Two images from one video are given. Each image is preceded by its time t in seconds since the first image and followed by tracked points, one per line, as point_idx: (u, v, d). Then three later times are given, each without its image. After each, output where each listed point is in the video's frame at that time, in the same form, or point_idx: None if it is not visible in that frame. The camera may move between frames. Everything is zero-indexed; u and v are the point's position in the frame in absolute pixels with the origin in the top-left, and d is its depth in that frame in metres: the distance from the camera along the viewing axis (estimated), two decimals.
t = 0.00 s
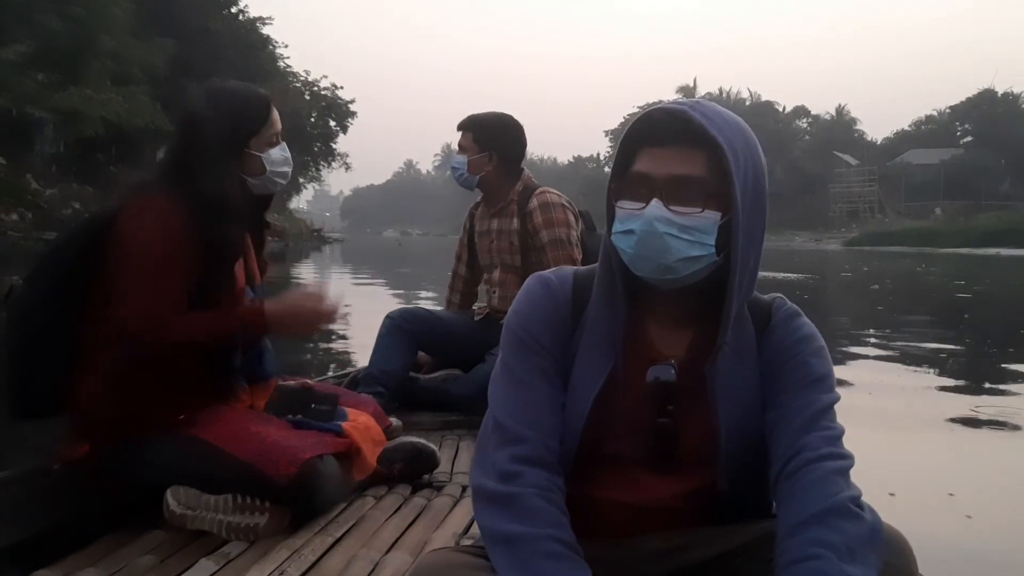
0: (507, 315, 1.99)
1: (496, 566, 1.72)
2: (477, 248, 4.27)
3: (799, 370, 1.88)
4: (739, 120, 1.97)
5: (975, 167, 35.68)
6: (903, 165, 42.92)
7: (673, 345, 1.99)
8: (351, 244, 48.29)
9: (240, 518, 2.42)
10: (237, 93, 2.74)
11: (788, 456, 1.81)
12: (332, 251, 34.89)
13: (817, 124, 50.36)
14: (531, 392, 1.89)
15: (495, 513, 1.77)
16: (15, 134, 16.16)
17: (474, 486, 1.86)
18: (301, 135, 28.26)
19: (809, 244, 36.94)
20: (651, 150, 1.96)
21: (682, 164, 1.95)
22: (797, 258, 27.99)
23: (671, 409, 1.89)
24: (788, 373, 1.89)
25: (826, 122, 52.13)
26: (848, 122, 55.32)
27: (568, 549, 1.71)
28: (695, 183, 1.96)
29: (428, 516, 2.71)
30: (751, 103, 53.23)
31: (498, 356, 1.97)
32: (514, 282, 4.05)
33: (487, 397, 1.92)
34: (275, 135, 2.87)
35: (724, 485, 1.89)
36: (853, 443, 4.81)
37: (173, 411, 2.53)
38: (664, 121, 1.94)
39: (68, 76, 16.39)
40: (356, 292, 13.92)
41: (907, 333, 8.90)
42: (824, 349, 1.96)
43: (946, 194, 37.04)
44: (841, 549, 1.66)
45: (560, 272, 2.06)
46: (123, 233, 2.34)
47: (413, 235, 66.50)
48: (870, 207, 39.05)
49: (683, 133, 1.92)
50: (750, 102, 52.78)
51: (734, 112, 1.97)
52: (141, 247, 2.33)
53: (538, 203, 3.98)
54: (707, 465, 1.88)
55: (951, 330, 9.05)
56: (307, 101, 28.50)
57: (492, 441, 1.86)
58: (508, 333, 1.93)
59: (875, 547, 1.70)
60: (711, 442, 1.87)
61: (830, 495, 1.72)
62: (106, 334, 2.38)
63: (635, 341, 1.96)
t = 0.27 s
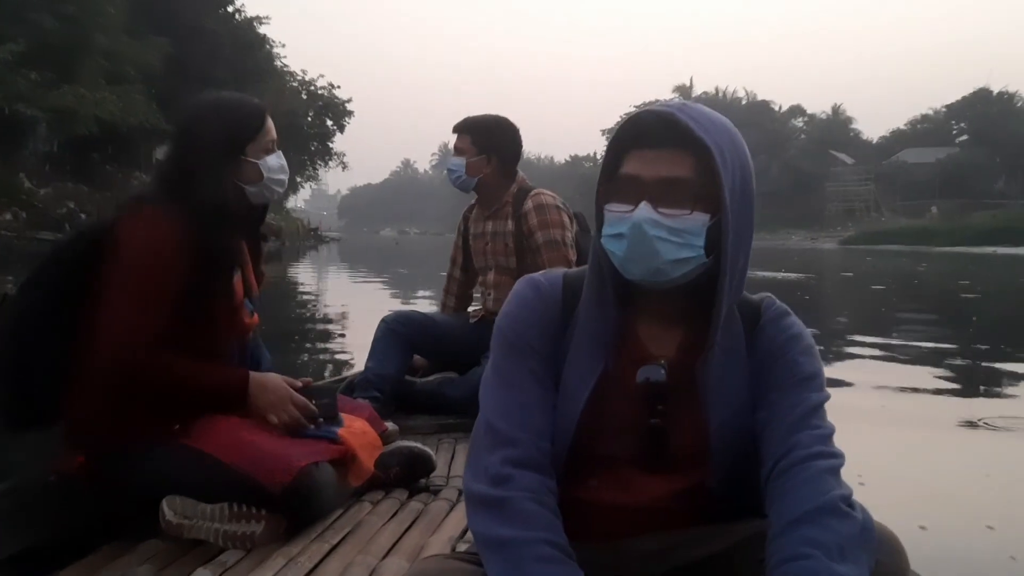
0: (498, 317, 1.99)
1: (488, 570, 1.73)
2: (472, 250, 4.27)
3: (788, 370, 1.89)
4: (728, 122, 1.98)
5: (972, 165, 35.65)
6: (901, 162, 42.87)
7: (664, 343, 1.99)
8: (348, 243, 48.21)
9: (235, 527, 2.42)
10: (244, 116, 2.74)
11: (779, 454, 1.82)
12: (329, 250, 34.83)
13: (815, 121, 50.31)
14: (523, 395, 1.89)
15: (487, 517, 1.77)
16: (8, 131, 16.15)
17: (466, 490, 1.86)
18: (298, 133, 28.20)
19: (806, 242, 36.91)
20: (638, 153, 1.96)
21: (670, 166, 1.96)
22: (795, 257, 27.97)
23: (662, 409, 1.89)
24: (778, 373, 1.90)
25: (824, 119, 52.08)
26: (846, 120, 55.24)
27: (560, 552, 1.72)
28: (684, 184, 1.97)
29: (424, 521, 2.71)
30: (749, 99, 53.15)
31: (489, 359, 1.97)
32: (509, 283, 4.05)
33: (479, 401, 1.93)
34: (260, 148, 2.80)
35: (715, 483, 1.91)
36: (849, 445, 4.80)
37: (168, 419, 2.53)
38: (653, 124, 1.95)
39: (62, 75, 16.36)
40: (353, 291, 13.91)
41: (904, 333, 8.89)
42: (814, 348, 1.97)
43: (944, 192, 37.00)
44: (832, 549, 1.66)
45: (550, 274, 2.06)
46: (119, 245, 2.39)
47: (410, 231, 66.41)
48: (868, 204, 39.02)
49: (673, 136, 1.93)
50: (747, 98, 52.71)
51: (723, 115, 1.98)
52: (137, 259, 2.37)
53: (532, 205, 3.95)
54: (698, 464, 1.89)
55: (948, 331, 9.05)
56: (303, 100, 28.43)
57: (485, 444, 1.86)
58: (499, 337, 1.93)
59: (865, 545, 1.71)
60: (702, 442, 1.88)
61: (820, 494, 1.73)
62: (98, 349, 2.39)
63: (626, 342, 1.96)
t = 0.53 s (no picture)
0: (491, 322, 1.98)
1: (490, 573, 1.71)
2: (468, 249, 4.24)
3: (782, 365, 1.88)
4: (713, 119, 1.97)
5: (972, 163, 35.56)
6: (901, 159, 42.80)
7: (658, 342, 1.98)
8: (346, 242, 48.19)
9: (239, 532, 2.39)
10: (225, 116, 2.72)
11: (777, 451, 1.81)
12: (327, 250, 34.81)
13: (814, 118, 50.23)
14: (518, 398, 1.88)
15: (486, 521, 1.76)
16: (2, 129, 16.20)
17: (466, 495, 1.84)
18: (295, 131, 28.13)
19: (806, 240, 36.86)
20: (622, 154, 1.96)
21: (654, 165, 1.94)
22: (796, 255, 27.91)
23: (658, 407, 1.88)
24: (772, 369, 1.89)
25: (823, 116, 52.01)
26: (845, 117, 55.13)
27: (561, 552, 1.70)
28: (668, 183, 1.96)
29: (427, 523, 2.68)
30: (748, 96, 53.06)
31: (483, 364, 1.97)
32: (506, 282, 4.03)
33: (475, 406, 1.92)
34: (236, 150, 2.74)
35: (712, 482, 1.89)
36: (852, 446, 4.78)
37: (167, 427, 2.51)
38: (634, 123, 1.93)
39: (56, 72, 16.38)
40: (353, 290, 13.88)
41: (907, 333, 8.86)
42: (808, 342, 1.96)
43: (944, 190, 36.91)
44: (832, 544, 1.65)
45: (541, 277, 2.06)
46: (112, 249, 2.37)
47: (408, 228, 66.33)
48: (867, 201, 38.97)
49: (655, 134, 1.92)
50: (746, 95, 52.63)
51: (708, 112, 1.97)
52: (125, 260, 2.36)
53: (528, 204, 3.93)
54: (696, 463, 1.87)
55: (953, 329, 9.01)
56: (301, 98, 28.36)
57: (482, 447, 1.85)
58: (492, 341, 1.92)
59: (867, 539, 1.69)
60: (698, 441, 1.86)
61: (818, 489, 1.72)
62: (93, 354, 2.37)
63: (619, 342, 1.95)
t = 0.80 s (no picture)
0: (488, 319, 1.99)
1: (492, 569, 1.70)
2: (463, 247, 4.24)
3: (780, 358, 1.86)
4: (704, 110, 1.96)
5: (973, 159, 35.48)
6: (901, 155, 42.73)
7: (654, 337, 1.97)
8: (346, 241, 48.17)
9: (237, 527, 2.39)
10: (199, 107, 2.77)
11: (774, 445, 1.80)
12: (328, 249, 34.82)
13: (814, 115, 50.16)
14: (515, 395, 1.88)
15: (487, 517, 1.75)
16: None
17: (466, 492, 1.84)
18: (294, 129, 28.14)
19: (807, 236, 36.78)
20: (613, 147, 1.97)
21: (645, 157, 1.95)
22: (797, 252, 27.85)
23: (655, 403, 1.87)
24: (770, 362, 1.87)
25: (824, 113, 51.95)
26: (846, 114, 55.04)
27: (561, 547, 1.70)
28: (657, 174, 1.97)
29: (425, 518, 2.68)
30: (748, 93, 52.99)
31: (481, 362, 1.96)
32: (501, 279, 4.02)
33: (474, 403, 1.91)
34: (198, 136, 2.73)
35: (712, 477, 1.88)
36: (850, 441, 4.76)
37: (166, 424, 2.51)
38: (622, 117, 1.93)
39: (52, 71, 16.38)
40: (353, 288, 13.86)
41: (906, 329, 8.85)
42: (806, 335, 1.94)
43: (945, 186, 36.83)
44: (828, 538, 1.64)
45: (537, 274, 2.06)
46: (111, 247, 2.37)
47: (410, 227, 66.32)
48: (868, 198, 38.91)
49: (643, 126, 1.92)
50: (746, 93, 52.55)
51: (698, 104, 1.97)
52: (119, 255, 2.37)
53: (521, 202, 3.96)
54: (694, 458, 1.86)
55: (951, 325, 8.99)
56: (299, 96, 28.36)
57: (480, 444, 1.84)
58: (489, 338, 1.93)
59: (867, 533, 1.68)
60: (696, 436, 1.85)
61: (815, 484, 1.70)
62: (92, 352, 2.38)
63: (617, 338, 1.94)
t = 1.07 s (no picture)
0: (488, 315, 1.98)
1: (488, 563, 1.71)
2: (460, 243, 4.26)
3: (779, 358, 1.86)
4: (707, 108, 1.96)
5: (976, 155, 35.31)
6: (904, 151, 42.55)
7: (654, 335, 1.97)
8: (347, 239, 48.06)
9: (228, 520, 2.40)
10: (189, 99, 2.77)
11: (771, 444, 1.80)
12: (328, 247, 34.78)
13: (816, 112, 50.03)
14: (514, 391, 1.88)
15: (485, 510, 1.76)
16: None
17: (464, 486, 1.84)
18: (294, 127, 28.15)
19: (809, 233, 36.64)
20: (618, 145, 1.95)
21: (650, 155, 1.94)
22: (797, 248, 27.75)
23: (654, 400, 1.87)
24: (770, 362, 1.87)
25: (826, 109, 51.79)
26: (849, 110, 54.87)
27: (557, 542, 1.71)
28: (660, 172, 1.95)
29: (419, 513, 2.69)
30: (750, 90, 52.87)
31: (481, 357, 1.96)
32: (496, 276, 4.03)
33: (473, 397, 1.91)
34: (192, 127, 2.74)
35: (709, 475, 1.88)
36: (842, 436, 4.76)
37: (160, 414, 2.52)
38: (627, 114, 1.92)
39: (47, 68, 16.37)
40: (352, 286, 13.85)
41: (902, 325, 8.83)
42: (805, 335, 1.94)
43: (948, 181, 36.65)
44: (825, 535, 1.65)
45: (539, 268, 2.06)
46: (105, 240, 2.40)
47: (412, 226, 66.31)
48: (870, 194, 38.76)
49: (647, 124, 1.91)
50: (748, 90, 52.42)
51: (703, 102, 1.96)
52: (114, 249, 2.38)
53: (518, 198, 3.97)
54: (691, 457, 1.86)
55: (947, 321, 8.96)
56: (299, 94, 28.39)
57: (480, 438, 1.85)
58: (490, 334, 1.93)
59: (862, 532, 1.68)
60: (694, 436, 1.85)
61: (811, 482, 1.71)
62: (89, 346, 2.40)
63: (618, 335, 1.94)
